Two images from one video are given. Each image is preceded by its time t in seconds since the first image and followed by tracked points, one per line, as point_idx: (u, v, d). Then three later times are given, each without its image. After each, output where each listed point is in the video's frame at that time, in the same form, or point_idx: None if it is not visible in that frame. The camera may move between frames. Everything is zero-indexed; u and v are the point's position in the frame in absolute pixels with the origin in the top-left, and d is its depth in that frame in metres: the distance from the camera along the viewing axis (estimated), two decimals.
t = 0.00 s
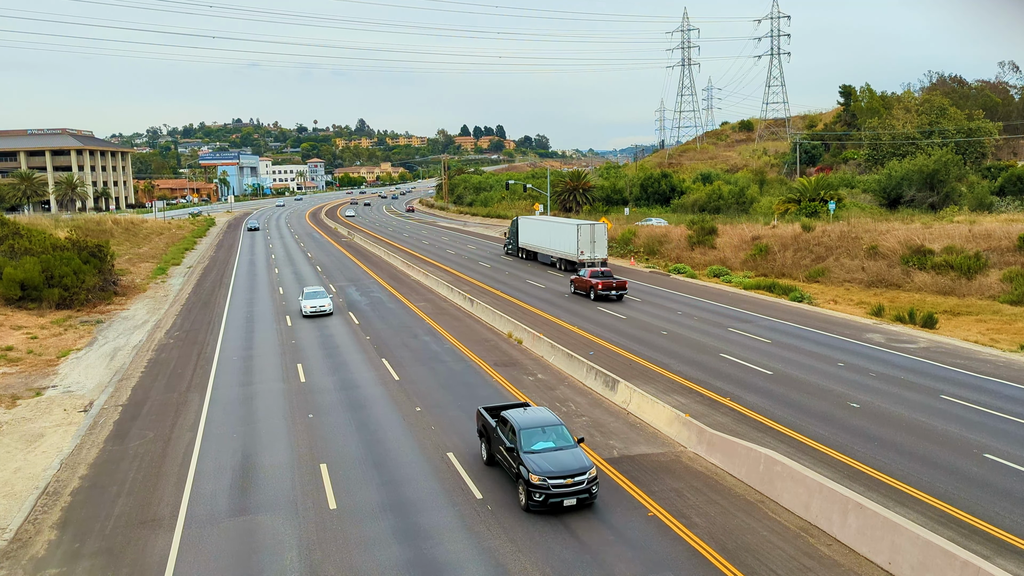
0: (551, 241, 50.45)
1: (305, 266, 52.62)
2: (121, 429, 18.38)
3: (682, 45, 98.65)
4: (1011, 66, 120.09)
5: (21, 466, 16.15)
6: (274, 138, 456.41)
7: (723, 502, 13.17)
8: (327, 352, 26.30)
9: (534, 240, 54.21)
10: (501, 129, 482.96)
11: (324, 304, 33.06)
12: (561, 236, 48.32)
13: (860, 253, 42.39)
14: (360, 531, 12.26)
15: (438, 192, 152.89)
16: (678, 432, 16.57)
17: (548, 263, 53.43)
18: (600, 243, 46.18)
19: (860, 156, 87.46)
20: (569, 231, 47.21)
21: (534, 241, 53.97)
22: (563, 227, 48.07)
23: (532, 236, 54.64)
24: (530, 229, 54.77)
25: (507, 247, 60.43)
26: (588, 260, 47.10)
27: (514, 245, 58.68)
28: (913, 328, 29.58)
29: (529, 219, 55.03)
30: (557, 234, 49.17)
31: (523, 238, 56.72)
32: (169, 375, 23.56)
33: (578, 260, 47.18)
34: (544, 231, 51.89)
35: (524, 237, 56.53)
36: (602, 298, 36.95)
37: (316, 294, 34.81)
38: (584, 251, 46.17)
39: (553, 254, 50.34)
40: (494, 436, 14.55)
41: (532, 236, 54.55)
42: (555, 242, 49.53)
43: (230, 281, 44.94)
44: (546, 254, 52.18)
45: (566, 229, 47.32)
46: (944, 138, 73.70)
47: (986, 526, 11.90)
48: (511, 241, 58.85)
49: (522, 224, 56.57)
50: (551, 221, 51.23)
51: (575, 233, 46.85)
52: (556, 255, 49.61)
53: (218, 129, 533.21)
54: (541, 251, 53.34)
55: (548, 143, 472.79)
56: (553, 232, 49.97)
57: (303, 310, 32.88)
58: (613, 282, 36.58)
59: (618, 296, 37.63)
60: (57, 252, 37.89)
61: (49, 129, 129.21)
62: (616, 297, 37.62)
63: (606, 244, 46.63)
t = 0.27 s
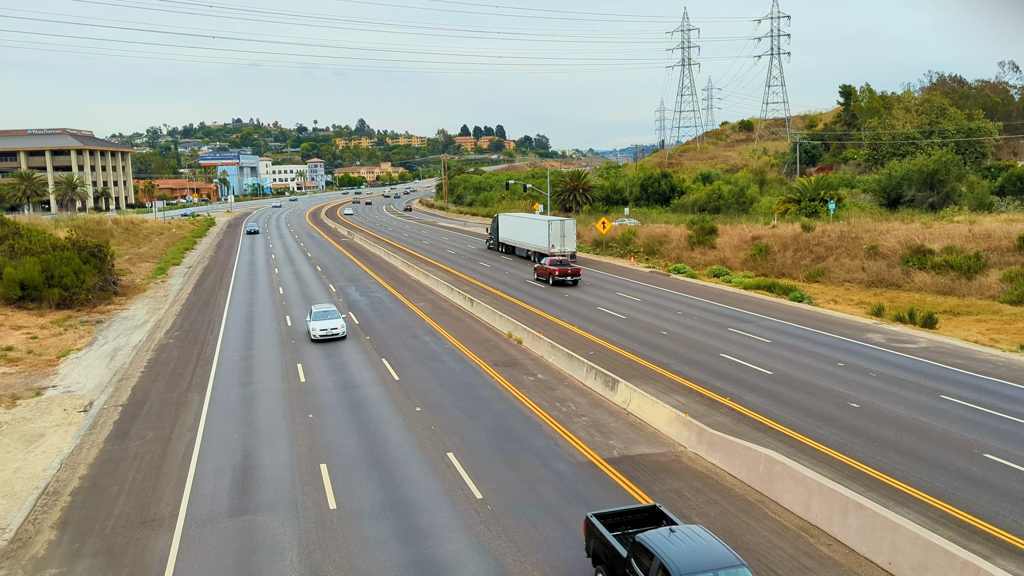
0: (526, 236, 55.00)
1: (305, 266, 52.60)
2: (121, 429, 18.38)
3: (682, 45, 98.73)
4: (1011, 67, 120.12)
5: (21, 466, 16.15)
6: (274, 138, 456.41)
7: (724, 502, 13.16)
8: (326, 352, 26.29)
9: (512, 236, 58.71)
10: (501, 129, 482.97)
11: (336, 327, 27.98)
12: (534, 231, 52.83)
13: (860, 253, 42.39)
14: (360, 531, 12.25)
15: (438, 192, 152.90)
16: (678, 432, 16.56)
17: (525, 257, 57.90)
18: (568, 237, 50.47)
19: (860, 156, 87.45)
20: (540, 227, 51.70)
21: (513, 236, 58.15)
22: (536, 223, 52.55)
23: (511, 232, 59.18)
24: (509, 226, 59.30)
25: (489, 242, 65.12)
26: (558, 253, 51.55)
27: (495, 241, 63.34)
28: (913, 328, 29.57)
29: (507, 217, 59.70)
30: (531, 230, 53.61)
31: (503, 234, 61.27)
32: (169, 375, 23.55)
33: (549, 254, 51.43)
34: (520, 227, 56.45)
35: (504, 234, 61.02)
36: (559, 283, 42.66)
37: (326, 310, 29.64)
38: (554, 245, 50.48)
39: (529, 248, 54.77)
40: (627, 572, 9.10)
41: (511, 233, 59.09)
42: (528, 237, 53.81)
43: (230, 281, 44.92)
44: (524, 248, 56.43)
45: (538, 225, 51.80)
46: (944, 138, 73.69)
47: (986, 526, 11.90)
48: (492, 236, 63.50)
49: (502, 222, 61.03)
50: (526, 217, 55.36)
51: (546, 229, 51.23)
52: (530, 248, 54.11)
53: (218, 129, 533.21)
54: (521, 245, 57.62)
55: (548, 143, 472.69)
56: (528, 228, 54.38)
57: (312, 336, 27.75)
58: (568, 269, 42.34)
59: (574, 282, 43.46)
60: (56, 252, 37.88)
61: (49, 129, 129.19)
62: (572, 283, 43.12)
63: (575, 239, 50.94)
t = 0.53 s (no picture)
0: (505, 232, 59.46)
1: (305, 266, 52.58)
2: (121, 429, 18.37)
3: (682, 45, 98.67)
4: (1011, 66, 120.10)
5: (21, 466, 16.15)
6: (274, 138, 456.33)
7: (724, 502, 13.16)
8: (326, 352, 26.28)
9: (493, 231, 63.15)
10: (501, 129, 482.98)
11: (355, 359, 22.73)
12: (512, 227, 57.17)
13: (860, 252, 42.38)
14: (360, 531, 12.25)
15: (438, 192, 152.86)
16: (678, 432, 16.56)
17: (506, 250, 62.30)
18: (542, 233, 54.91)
19: (860, 156, 87.42)
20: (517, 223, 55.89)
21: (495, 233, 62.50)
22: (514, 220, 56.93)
23: (493, 228, 63.69)
24: (491, 222, 63.83)
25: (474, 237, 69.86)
26: (534, 246, 56.48)
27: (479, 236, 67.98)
28: (913, 328, 29.57)
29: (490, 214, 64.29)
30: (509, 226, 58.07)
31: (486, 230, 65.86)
32: (169, 375, 23.54)
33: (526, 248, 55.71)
34: (501, 224, 60.84)
35: (487, 229, 65.56)
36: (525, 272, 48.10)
37: (340, 334, 24.37)
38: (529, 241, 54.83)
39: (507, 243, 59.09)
40: None
41: (493, 228, 63.56)
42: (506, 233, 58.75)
43: (230, 281, 44.91)
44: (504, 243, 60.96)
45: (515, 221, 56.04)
46: (945, 138, 73.65)
47: (985, 526, 11.90)
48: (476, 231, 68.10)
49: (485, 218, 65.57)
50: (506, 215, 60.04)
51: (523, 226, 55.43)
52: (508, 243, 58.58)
53: (218, 129, 533.16)
54: (501, 240, 62.27)
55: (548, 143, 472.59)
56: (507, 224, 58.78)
57: (326, 371, 22.54)
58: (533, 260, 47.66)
59: (539, 271, 48.97)
60: (56, 252, 37.87)
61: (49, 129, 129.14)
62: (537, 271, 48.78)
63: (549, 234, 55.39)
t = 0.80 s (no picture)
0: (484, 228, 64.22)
1: (305, 266, 52.58)
2: (121, 429, 18.38)
3: (682, 46, 98.62)
4: (1011, 66, 120.14)
5: (21, 466, 16.14)
6: (274, 138, 456.29)
7: (723, 502, 13.16)
8: (326, 352, 26.29)
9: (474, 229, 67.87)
10: (501, 129, 482.98)
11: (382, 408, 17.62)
12: (490, 223, 62.03)
13: (860, 253, 42.39)
14: (360, 531, 12.25)
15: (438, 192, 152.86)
16: (677, 432, 16.56)
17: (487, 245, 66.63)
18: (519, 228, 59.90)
19: (860, 156, 87.42)
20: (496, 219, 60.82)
21: (475, 229, 67.30)
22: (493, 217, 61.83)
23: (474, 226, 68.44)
24: (472, 221, 68.66)
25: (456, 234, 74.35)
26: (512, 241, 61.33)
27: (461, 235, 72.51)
28: (913, 328, 29.58)
29: (471, 213, 69.10)
30: (488, 222, 62.81)
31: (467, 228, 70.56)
32: (169, 375, 23.55)
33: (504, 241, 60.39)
34: (480, 221, 65.65)
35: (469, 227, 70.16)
36: (498, 263, 53.62)
37: (361, 373, 19.11)
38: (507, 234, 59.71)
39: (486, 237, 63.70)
40: None
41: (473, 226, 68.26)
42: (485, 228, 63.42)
43: (230, 281, 44.92)
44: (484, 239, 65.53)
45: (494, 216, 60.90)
46: (945, 138, 73.65)
47: (985, 526, 11.90)
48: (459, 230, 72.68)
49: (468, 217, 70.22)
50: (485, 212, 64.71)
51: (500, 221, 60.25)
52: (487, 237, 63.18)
53: (218, 129, 533.13)
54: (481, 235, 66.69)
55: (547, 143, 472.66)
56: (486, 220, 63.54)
57: (346, 424, 17.34)
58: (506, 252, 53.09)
59: (511, 262, 54.64)
60: (56, 252, 37.88)
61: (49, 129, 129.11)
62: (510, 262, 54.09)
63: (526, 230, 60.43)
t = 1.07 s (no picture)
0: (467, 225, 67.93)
1: (305, 266, 52.59)
2: (121, 429, 18.38)
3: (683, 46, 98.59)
4: (1011, 66, 120.13)
5: (21, 466, 16.15)
6: (274, 138, 456.28)
7: (723, 502, 13.17)
8: (326, 352, 26.30)
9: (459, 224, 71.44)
10: (500, 129, 483.20)
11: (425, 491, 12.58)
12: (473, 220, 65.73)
13: (860, 252, 42.39)
14: (360, 532, 12.25)
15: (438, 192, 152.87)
16: (677, 432, 16.57)
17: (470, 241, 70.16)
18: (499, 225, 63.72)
19: (860, 156, 87.42)
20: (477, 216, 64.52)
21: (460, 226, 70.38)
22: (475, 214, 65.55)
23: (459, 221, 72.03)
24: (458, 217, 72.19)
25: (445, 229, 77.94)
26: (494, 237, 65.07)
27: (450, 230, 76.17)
28: (913, 328, 29.59)
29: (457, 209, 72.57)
30: (471, 219, 66.45)
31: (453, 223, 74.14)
32: (169, 375, 23.55)
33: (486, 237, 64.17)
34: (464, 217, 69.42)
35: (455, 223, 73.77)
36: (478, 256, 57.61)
37: (400, 439, 14.12)
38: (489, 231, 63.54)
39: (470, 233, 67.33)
40: None
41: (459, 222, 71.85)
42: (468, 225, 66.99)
43: (230, 281, 44.94)
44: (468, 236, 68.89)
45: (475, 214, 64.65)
46: (945, 138, 73.65)
47: (985, 526, 11.91)
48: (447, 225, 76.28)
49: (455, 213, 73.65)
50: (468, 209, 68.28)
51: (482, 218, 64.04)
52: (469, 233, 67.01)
53: (218, 129, 533.24)
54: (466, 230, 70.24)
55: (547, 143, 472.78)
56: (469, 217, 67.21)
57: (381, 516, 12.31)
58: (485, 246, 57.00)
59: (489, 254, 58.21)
60: (56, 252, 37.90)
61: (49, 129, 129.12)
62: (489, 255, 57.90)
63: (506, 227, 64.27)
